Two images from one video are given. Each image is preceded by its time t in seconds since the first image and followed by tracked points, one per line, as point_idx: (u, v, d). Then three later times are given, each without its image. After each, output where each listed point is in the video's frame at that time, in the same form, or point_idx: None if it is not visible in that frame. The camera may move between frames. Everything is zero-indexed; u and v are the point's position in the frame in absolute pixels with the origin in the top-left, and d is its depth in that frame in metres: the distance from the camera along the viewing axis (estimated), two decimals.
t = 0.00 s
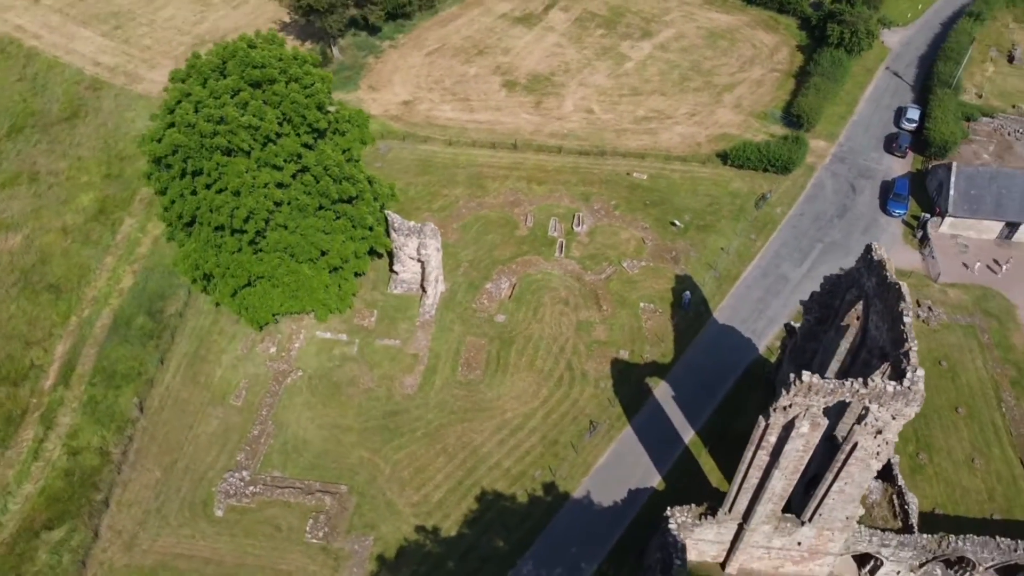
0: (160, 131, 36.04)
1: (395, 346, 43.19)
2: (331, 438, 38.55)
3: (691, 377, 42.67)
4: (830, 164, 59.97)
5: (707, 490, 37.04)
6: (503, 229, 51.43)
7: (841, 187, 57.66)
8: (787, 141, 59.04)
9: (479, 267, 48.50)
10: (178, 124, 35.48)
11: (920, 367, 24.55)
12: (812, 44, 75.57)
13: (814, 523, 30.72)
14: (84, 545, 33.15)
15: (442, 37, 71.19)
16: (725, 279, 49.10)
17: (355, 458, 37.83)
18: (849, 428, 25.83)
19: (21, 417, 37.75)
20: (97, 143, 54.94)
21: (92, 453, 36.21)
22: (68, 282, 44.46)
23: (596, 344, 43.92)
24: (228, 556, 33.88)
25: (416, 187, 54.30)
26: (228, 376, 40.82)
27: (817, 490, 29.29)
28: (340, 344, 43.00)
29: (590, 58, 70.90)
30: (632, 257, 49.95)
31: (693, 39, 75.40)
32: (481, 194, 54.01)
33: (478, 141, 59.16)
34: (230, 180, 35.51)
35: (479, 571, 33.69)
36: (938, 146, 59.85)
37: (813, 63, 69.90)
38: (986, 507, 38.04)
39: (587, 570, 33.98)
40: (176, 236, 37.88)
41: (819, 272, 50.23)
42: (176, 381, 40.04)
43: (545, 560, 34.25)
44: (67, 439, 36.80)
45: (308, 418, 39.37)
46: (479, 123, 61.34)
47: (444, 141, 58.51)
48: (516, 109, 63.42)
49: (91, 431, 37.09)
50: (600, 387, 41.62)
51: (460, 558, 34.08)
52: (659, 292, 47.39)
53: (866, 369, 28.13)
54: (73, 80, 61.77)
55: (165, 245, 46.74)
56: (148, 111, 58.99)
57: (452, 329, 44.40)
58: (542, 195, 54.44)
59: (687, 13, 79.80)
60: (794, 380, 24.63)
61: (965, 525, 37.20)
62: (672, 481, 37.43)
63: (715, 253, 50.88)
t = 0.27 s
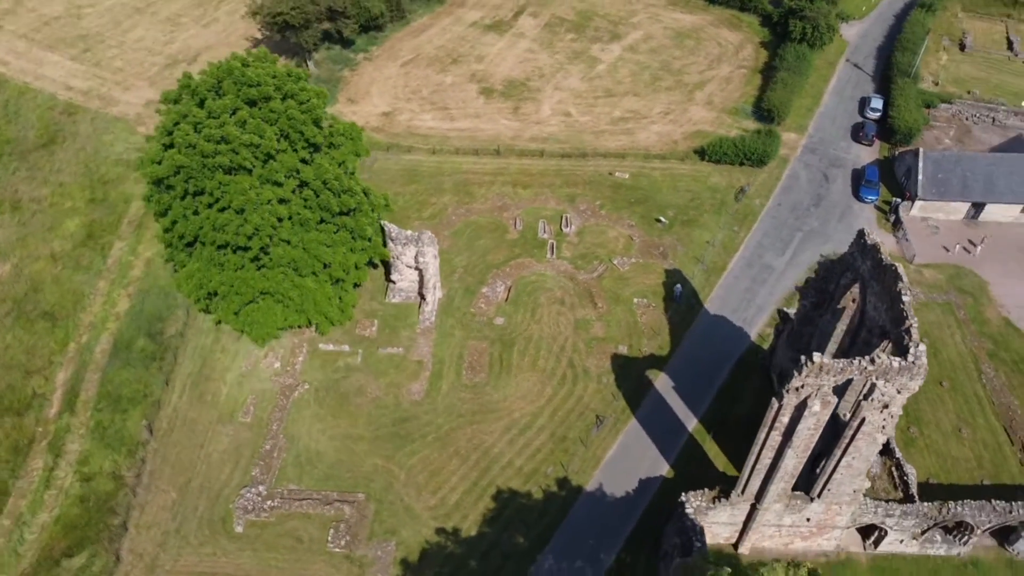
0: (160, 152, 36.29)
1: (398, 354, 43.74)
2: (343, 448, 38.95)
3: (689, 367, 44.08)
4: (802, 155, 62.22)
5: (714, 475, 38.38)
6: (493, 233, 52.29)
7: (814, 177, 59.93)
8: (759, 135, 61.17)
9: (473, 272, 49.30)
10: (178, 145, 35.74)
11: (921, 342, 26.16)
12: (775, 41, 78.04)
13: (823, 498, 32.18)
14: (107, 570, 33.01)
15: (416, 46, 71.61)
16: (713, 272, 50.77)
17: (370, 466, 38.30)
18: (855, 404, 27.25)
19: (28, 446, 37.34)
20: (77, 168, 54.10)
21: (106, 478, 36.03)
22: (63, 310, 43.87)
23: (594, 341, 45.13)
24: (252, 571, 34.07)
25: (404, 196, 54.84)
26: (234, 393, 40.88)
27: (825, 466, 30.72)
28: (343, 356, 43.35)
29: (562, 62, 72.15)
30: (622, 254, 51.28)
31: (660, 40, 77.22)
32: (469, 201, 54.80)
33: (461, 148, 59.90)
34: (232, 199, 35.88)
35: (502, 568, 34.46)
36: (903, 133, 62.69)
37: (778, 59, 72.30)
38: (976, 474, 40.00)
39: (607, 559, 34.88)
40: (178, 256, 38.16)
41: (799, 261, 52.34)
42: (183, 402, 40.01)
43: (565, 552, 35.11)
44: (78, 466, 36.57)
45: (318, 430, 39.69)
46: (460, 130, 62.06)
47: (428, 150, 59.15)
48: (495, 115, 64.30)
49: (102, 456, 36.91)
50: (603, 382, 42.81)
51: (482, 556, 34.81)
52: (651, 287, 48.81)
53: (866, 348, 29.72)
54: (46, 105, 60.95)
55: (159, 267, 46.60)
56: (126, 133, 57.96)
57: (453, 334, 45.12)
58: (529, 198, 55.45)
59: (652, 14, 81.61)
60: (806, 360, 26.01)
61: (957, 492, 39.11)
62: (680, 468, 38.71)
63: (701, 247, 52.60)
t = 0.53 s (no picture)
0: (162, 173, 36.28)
1: (404, 361, 44.23)
2: (357, 458, 39.31)
3: (687, 357, 45.55)
4: (775, 149, 64.45)
5: (721, 460, 39.91)
6: (486, 238, 53.10)
7: (789, 169, 62.18)
8: (734, 130, 63.54)
9: (470, 277, 50.03)
10: (182, 164, 35.83)
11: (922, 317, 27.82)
12: (739, 38, 80.42)
13: (832, 474, 33.72)
14: None
15: (391, 57, 71.94)
16: (701, 265, 52.38)
17: (386, 473, 38.74)
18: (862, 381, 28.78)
19: (39, 475, 36.85)
20: (59, 194, 53.06)
21: (122, 501, 35.81)
22: (59, 336, 43.13)
23: (594, 338, 46.29)
24: None
25: (394, 206, 55.26)
26: (243, 410, 40.93)
27: (833, 442, 32.25)
28: (348, 366, 43.62)
29: (536, 67, 73.28)
30: (612, 252, 52.56)
31: (629, 42, 78.88)
32: (459, 208, 55.49)
33: (445, 157, 60.52)
34: (238, 214, 35.94)
35: (527, 563, 35.28)
36: (869, 122, 65.56)
37: (745, 56, 74.59)
38: (966, 443, 41.95)
39: (627, 547, 36.08)
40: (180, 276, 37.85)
41: (783, 250, 54.30)
42: (192, 421, 39.89)
43: (586, 544, 36.13)
44: (93, 491, 36.28)
45: (331, 441, 39.98)
46: (443, 139, 62.67)
47: (413, 160, 59.69)
48: (475, 122, 65.06)
49: (116, 480, 36.66)
50: (606, 377, 43.98)
51: (505, 553, 35.55)
52: (643, 282, 50.18)
53: (866, 327, 31.42)
54: (20, 131, 59.85)
55: (154, 288, 46.27)
56: (106, 157, 56.88)
57: (456, 339, 45.79)
58: (516, 202, 56.37)
59: (619, 18, 83.34)
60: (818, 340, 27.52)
61: (951, 461, 40.90)
62: (688, 457, 40.06)
63: (687, 242, 54.21)
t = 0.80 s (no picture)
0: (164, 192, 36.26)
1: (409, 367, 44.65)
2: (372, 465, 39.65)
3: (685, 347, 46.93)
4: (749, 142, 66.55)
5: (727, 445, 41.36)
6: (478, 242, 53.78)
7: (764, 161, 64.30)
8: (710, 125, 65.60)
9: (466, 281, 50.66)
10: (185, 182, 35.82)
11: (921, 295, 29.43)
12: (704, 37, 82.55)
13: (837, 450, 35.28)
14: None
15: (366, 68, 71.83)
16: (688, 258, 53.89)
17: (402, 478, 39.19)
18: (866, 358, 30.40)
19: (52, 502, 36.37)
20: (42, 220, 51.90)
21: (141, 523, 35.61)
22: (58, 363, 42.42)
23: (593, 334, 47.38)
24: None
25: (384, 215, 55.54)
26: (253, 425, 40.89)
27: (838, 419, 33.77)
28: (353, 376, 43.86)
29: (511, 72, 74.16)
30: (602, 249, 53.75)
31: (599, 44, 80.26)
32: (448, 214, 56.07)
33: (430, 164, 60.98)
34: (242, 229, 35.88)
35: (549, 556, 36.13)
36: (837, 112, 68.19)
37: (714, 53, 76.62)
38: (955, 414, 43.93)
39: (644, 535, 37.20)
40: (184, 295, 37.61)
41: (766, 239, 56.19)
42: (203, 439, 39.78)
43: (604, 535, 37.13)
44: (110, 515, 36.02)
45: (344, 450, 40.22)
46: (426, 146, 63.09)
47: (398, 169, 60.02)
48: (456, 129, 65.62)
49: (133, 502, 36.45)
50: (608, 371, 45.09)
51: (527, 549, 36.35)
52: (636, 277, 51.48)
53: (864, 307, 33.10)
54: None
55: (150, 309, 45.89)
56: (87, 180, 55.84)
57: (458, 343, 46.41)
58: (504, 206, 57.16)
59: (587, 20, 84.75)
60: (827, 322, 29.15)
61: (942, 432, 42.79)
62: (694, 444, 41.36)
63: (674, 236, 55.67)
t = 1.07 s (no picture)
0: (169, 211, 36.21)
1: (414, 374, 45.12)
2: (386, 472, 40.03)
3: (680, 340, 48.53)
4: (724, 139, 68.72)
5: (729, 431, 42.87)
6: (470, 248, 54.47)
7: (740, 157, 66.50)
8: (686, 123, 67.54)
9: (462, 286, 51.31)
10: (190, 199, 35.86)
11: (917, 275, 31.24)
12: (671, 37, 84.64)
13: (839, 429, 36.94)
14: None
15: (341, 82, 71.43)
16: (676, 254, 55.49)
17: (418, 483, 39.68)
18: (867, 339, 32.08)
19: (67, 529, 35.95)
20: (27, 246, 50.79)
21: (162, 544, 35.46)
22: (58, 390, 41.77)
23: (592, 332, 48.57)
24: None
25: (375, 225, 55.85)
26: (264, 440, 40.93)
27: (840, 401, 35.47)
28: (360, 385, 44.11)
29: (487, 79, 74.94)
30: (593, 249, 54.98)
31: (570, 48, 81.55)
32: (438, 221, 56.65)
33: (415, 173, 61.41)
34: (250, 243, 35.94)
35: (570, 550, 37.03)
36: (805, 106, 71.07)
37: (683, 53, 78.64)
38: (941, 389, 46.08)
39: (659, 523, 38.40)
40: (191, 314, 37.35)
41: (748, 232, 58.24)
42: (215, 457, 39.72)
43: (621, 526, 38.22)
44: (129, 538, 35.78)
45: (358, 459, 40.51)
46: (410, 155, 63.50)
47: (384, 179, 60.34)
48: (438, 136, 66.08)
49: (150, 523, 36.25)
50: (610, 367, 46.30)
51: (548, 544, 37.20)
52: (627, 275, 52.89)
53: (859, 290, 34.91)
54: None
55: (149, 330, 45.50)
56: (69, 204, 54.82)
57: (460, 347, 47.08)
58: (493, 211, 57.98)
59: (556, 26, 86.03)
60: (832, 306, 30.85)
61: (929, 408, 44.85)
62: (699, 432, 42.76)
63: (660, 233, 57.22)
